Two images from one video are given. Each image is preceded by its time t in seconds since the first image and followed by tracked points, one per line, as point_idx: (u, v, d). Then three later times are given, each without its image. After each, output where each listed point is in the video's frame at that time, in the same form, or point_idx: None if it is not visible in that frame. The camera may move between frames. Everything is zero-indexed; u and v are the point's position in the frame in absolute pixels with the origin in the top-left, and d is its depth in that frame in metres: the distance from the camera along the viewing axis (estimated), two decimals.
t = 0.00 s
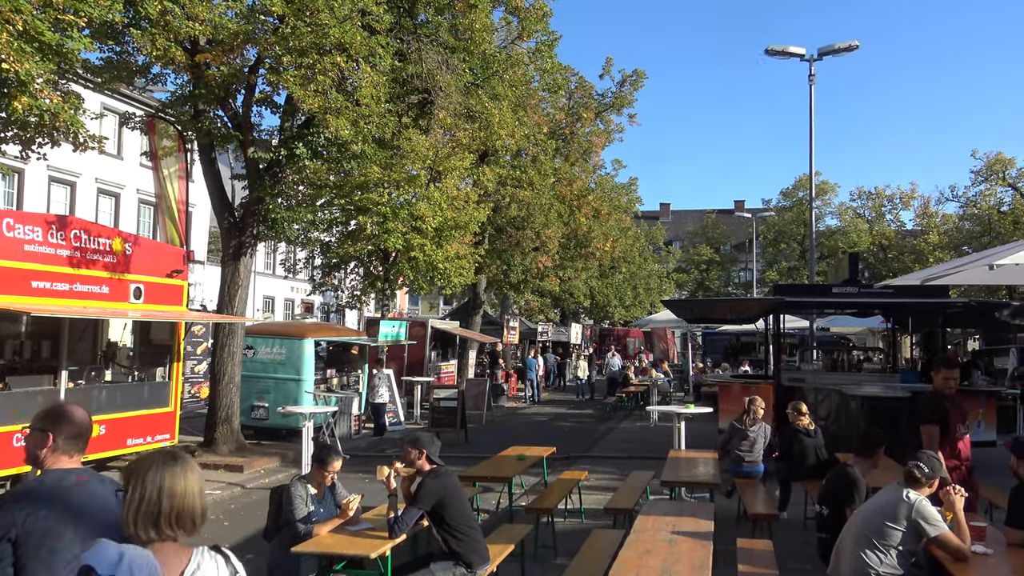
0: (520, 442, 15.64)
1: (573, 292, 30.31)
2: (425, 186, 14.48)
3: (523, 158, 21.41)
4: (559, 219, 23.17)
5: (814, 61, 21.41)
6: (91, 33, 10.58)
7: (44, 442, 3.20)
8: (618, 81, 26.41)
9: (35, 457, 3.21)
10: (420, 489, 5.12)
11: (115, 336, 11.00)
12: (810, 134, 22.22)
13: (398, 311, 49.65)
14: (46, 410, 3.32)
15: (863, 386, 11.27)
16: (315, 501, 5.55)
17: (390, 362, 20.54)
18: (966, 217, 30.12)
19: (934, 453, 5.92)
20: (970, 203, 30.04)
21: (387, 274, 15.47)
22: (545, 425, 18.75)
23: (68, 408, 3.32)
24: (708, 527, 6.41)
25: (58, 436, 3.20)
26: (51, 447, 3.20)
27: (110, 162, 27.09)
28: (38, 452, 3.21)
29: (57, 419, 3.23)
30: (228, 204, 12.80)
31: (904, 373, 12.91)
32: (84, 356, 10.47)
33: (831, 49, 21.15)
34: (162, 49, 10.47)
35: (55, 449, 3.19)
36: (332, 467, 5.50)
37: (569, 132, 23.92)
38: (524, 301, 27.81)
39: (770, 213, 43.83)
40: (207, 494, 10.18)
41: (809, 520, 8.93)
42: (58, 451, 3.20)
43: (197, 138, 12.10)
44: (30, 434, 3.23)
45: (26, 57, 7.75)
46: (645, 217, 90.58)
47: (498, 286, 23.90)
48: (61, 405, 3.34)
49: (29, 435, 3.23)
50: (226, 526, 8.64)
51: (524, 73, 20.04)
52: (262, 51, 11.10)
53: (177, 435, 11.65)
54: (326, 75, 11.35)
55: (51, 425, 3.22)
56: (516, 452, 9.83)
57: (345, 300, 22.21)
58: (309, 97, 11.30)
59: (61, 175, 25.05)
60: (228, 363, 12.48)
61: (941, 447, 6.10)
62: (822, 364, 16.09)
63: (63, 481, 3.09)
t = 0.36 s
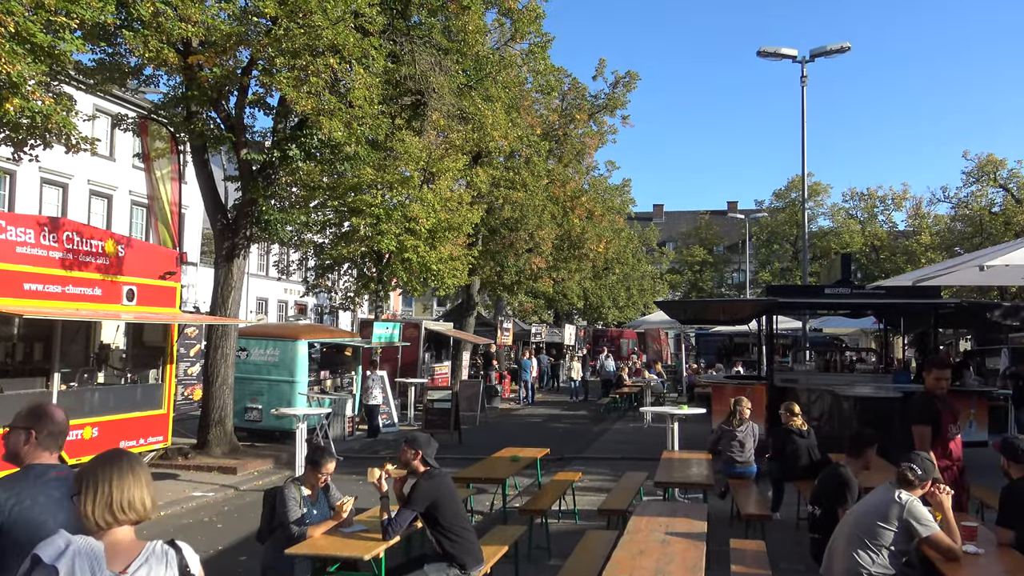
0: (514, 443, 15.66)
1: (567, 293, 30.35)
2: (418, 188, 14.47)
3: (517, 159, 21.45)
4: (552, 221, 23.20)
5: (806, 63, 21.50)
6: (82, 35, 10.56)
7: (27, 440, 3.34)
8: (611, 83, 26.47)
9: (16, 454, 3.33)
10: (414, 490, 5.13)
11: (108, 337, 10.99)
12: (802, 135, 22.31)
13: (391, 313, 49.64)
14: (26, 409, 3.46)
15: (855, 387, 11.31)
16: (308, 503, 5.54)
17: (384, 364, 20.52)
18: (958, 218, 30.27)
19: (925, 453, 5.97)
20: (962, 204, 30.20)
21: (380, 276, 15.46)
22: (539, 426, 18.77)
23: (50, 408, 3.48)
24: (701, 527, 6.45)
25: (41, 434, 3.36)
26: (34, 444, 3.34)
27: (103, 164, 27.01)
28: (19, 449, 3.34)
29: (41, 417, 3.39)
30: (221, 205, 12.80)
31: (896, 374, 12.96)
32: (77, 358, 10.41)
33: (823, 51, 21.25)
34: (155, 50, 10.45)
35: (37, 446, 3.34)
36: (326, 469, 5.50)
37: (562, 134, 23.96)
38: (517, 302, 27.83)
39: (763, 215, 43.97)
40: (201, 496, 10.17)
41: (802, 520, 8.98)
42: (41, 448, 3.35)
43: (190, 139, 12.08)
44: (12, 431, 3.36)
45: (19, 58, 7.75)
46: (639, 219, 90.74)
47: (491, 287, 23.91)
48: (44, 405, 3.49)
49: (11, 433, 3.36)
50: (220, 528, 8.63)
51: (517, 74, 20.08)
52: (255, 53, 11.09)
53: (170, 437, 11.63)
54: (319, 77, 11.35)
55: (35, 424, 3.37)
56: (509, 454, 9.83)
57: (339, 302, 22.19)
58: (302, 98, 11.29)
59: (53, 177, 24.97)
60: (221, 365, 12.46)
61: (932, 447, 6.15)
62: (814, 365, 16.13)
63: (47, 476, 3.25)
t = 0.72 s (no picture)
0: (508, 444, 15.66)
1: (561, 294, 30.38)
2: (412, 189, 14.46)
3: (510, 160, 21.47)
4: (545, 222, 23.21)
5: (799, 64, 21.57)
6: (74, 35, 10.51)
7: None
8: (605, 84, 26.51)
9: None
10: (409, 491, 5.14)
11: (100, 339, 10.81)
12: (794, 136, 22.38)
13: (385, 314, 49.62)
14: None
15: (848, 387, 11.36)
16: (303, 504, 5.54)
17: (377, 365, 20.50)
18: (950, 219, 30.40)
19: (918, 453, 6.00)
20: (954, 205, 30.35)
21: (374, 277, 15.44)
22: (532, 427, 18.79)
23: None
24: (694, 528, 6.47)
25: None
26: None
27: (95, 165, 26.94)
28: None
29: None
30: (215, 206, 12.78)
31: (888, 374, 13.04)
32: (69, 359, 10.33)
33: (816, 52, 21.33)
34: (147, 51, 10.43)
35: None
36: (319, 470, 5.50)
37: (556, 135, 23.98)
38: (510, 303, 27.85)
39: (756, 216, 44.10)
40: (194, 498, 10.16)
41: (794, 520, 9.03)
42: None
43: (183, 140, 12.04)
44: None
45: (10, 59, 7.73)
46: (632, 220, 91.11)
47: (485, 288, 23.92)
48: None
49: None
50: (212, 531, 8.62)
51: (510, 75, 20.12)
52: (248, 54, 11.07)
53: (163, 439, 11.61)
54: (312, 78, 11.34)
55: None
56: (503, 455, 9.84)
57: (332, 303, 22.16)
58: (295, 99, 11.30)
59: (46, 178, 24.90)
60: (214, 366, 12.44)
61: (925, 447, 6.18)
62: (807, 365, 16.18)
63: None
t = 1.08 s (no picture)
0: (501, 445, 15.67)
1: (553, 296, 30.40)
2: (404, 190, 14.48)
3: (503, 162, 21.49)
4: (538, 223, 23.23)
5: (790, 66, 21.67)
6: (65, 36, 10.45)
7: None
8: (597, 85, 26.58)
9: None
10: (401, 493, 5.14)
11: (91, 341, 10.78)
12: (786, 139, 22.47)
13: (377, 315, 49.56)
14: None
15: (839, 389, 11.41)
16: (295, 506, 5.53)
17: (370, 366, 20.49)
18: (941, 221, 30.60)
19: (908, 454, 6.02)
20: (944, 207, 30.54)
21: (366, 278, 15.43)
22: (525, 428, 18.81)
23: None
24: (686, 528, 6.49)
25: None
26: None
27: (87, 166, 26.85)
28: None
29: None
30: (207, 207, 12.75)
31: (879, 376, 13.13)
32: (60, 361, 10.30)
33: (807, 55, 21.44)
34: (140, 52, 10.39)
35: None
36: (311, 472, 5.50)
37: (548, 137, 24.03)
38: (503, 304, 27.88)
39: (748, 218, 44.26)
40: (186, 500, 10.14)
41: (786, 520, 9.07)
42: None
43: (175, 141, 11.99)
44: None
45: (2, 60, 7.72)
46: (625, 222, 91.42)
47: (478, 290, 23.93)
48: None
49: None
50: (204, 532, 8.60)
51: (503, 77, 20.17)
52: (241, 55, 11.06)
53: (154, 440, 11.57)
54: (305, 79, 11.36)
55: None
56: (495, 456, 9.84)
57: (325, 304, 22.13)
58: (288, 101, 11.30)
59: (37, 178, 24.80)
60: (206, 368, 12.40)
61: (915, 448, 6.21)
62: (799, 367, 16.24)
63: None
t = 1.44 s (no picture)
0: (495, 446, 15.67)
1: (548, 296, 30.41)
2: (399, 191, 14.47)
3: (498, 162, 21.50)
4: (533, 223, 23.24)
5: (785, 67, 21.71)
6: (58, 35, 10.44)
7: None
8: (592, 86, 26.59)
9: None
10: (397, 494, 5.14)
11: (85, 341, 10.77)
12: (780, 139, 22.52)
13: (372, 315, 49.48)
14: None
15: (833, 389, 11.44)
16: (289, 506, 5.52)
17: (365, 367, 20.47)
18: (935, 222, 30.72)
19: (903, 455, 6.04)
20: (938, 208, 30.65)
21: (361, 279, 15.41)
22: (520, 429, 18.81)
23: None
24: (680, 528, 6.51)
25: None
26: None
27: (80, 165, 26.76)
28: None
29: None
30: (201, 207, 12.72)
31: (873, 375, 13.20)
32: (54, 361, 10.28)
33: (802, 56, 21.48)
34: (134, 52, 10.36)
35: None
36: (305, 473, 5.51)
37: (543, 137, 24.05)
38: (498, 305, 27.88)
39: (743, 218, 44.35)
40: (180, 500, 10.12)
41: (780, 521, 9.08)
42: None
43: (169, 141, 11.96)
44: None
45: None
46: (619, 222, 91.62)
47: (472, 290, 23.92)
48: None
49: None
50: (198, 533, 8.60)
51: (498, 77, 20.19)
52: (235, 54, 11.04)
53: (148, 441, 11.53)
54: (300, 79, 11.34)
55: None
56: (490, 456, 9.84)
57: (319, 305, 22.09)
58: (283, 100, 11.30)
59: (30, 178, 24.73)
60: (200, 368, 12.37)
61: (910, 447, 6.24)
62: (793, 367, 16.28)
63: None
